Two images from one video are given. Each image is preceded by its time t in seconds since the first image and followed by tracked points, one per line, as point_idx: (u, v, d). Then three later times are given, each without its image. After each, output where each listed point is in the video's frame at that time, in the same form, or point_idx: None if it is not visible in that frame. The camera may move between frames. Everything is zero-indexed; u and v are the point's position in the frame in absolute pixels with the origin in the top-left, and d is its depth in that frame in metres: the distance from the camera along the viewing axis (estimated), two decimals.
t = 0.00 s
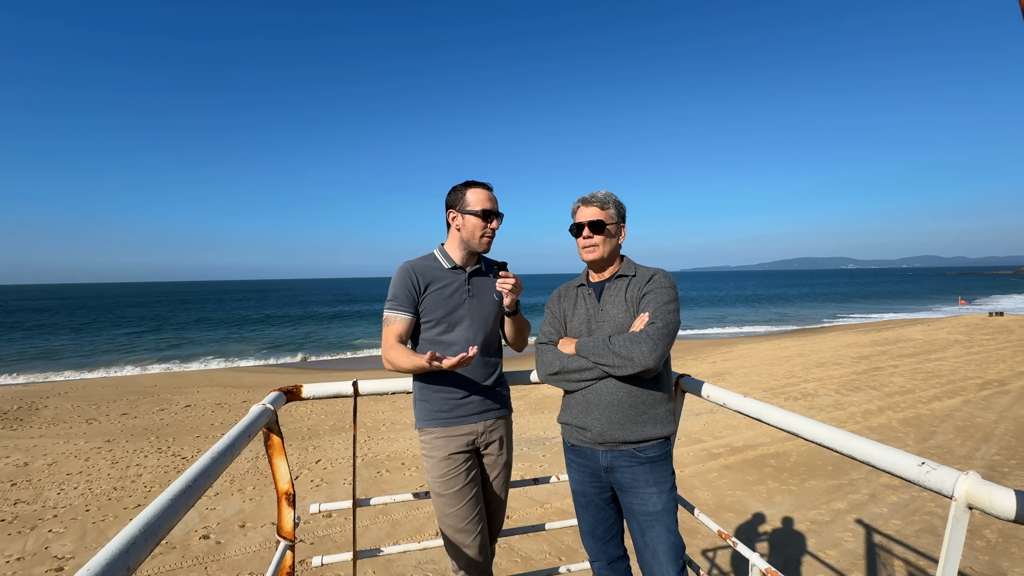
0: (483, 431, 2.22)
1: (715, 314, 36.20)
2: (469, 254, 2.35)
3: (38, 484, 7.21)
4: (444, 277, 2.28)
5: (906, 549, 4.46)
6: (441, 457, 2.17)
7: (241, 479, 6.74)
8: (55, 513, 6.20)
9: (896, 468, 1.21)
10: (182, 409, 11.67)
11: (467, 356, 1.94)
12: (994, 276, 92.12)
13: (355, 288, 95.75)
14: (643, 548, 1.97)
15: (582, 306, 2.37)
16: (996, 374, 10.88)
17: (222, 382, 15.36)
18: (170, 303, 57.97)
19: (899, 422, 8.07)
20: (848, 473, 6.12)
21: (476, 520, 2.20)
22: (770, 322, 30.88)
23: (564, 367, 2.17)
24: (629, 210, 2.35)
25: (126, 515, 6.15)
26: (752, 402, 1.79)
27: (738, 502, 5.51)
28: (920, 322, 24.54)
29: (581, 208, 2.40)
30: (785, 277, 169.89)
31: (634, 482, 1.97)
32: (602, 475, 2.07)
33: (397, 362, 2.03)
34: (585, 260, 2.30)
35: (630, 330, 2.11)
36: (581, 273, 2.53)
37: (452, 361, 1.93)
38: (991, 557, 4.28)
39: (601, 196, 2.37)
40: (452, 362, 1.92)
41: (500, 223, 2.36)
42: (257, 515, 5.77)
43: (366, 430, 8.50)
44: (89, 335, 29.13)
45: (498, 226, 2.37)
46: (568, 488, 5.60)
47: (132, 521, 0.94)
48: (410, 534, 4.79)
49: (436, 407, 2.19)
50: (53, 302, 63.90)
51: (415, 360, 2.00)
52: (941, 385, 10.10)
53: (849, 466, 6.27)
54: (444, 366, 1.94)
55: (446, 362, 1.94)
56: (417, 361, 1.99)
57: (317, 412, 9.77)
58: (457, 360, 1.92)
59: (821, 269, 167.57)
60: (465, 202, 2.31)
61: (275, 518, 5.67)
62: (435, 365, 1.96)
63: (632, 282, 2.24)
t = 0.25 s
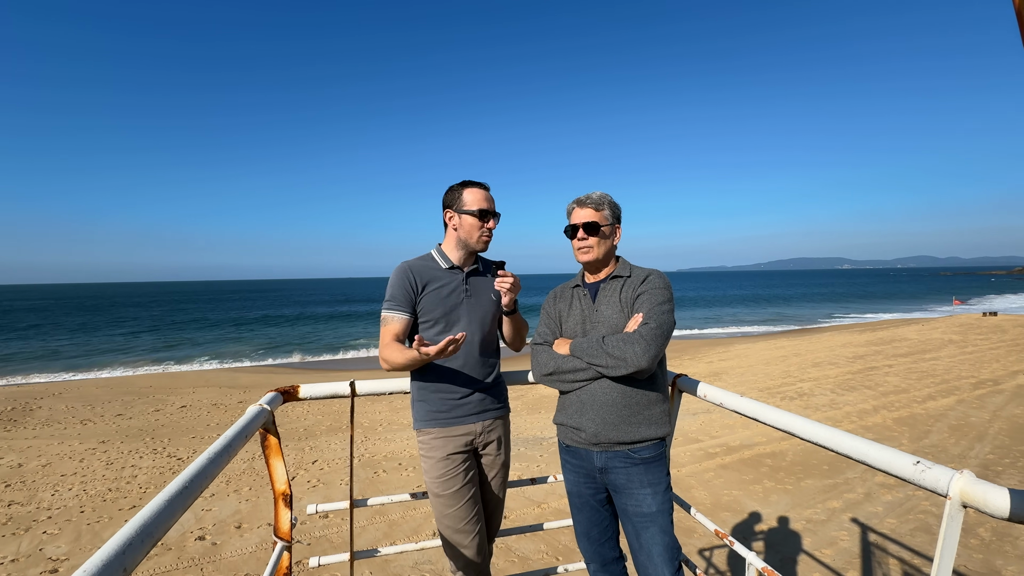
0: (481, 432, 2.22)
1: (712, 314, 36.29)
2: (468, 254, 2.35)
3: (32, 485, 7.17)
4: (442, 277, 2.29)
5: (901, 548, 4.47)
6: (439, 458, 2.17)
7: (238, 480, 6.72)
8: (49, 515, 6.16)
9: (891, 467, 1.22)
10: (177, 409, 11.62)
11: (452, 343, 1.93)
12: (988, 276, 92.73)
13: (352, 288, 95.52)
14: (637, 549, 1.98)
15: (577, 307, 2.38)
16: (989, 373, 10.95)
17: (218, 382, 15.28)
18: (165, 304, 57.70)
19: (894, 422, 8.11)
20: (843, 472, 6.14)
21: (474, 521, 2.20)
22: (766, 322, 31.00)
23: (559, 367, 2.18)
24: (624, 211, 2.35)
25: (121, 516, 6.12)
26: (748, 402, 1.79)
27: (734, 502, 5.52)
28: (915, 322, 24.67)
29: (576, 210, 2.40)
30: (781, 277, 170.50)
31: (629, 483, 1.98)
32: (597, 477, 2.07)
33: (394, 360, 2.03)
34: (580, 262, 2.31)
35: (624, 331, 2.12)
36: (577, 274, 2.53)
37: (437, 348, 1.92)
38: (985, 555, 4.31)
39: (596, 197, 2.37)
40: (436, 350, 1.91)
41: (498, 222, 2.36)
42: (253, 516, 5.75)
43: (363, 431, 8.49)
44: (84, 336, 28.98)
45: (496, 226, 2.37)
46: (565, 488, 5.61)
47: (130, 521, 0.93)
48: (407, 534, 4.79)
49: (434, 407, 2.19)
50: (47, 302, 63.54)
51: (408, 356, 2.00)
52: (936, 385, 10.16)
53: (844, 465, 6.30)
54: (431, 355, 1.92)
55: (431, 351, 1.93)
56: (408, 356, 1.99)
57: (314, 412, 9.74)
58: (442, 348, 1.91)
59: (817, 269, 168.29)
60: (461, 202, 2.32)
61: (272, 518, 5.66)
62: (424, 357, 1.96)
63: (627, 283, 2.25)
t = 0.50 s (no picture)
0: (479, 432, 2.22)
1: (708, 314, 36.39)
2: (464, 253, 2.36)
3: (27, 486, 7.13)
4: (441, 275, 2.31)
5: (896, 546, 4.50)
6: (437, 458, 2.17)
7: (234, 481, 6.70)
8: (44, 516, 6.13)
9: (885, 466, 1.23)
10: (172, 410, 11.57)
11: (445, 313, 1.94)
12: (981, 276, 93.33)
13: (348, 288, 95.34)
14: (634, 549, 1.98)
15: (574, 308, 2.39)
16: (983, 373, 11.03)
17: (214, 383, 15.23)
18: (161, 304, 57.43)
19: (889, 421, 8.16)
20: (839, 471, 6.17)
21: (473, 521, 2.20)
22: (763, 322, 31.13)
23: (556, 367, 2.19)
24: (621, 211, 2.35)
25: (116, 517, 6.09)
26: (744, 402, 1.80)
27: (731, 501, 5.55)
28: (910, 322, 24.80)
29: (573, 211, 2.42)
30: (777, 277, 171.10)
31: (626, 484, 1.99)
32: (594, 477, 2.08)
33: (390, 348, 2.02)
34: (576, 262, 2.32)
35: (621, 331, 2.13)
36: (574, 274, 2.54)
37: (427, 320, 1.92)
38: (979, 554, 4.34)
39: (593, 199, 2.38)
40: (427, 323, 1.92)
41: (487, 222, 2.34)
42: (250, 517, 5.74)
43: (360, 431, 8.48)
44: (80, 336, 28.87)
45: (487, 225, 2.36)
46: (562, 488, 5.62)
47: (128, 522, 0.94)
48: (404, 534, 4.79)
49: (432, 408, 2.19)
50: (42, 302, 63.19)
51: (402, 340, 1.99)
52: (930, 384, 10.23)
53: (840, 465, 6.34)
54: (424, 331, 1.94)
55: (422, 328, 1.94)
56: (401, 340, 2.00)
57: (311, 412, 9.73)
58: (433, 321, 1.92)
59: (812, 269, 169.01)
60: (452, 202, 2.34)
61: (268, 519, 5.65)
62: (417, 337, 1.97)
63: (623, 283, 2.26)
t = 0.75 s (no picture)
0: (473, 432, 2.22)
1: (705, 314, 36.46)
2: (461, 253, 2.36)
3: (21, 488, 7.09)
4: (439, 275, 2.32)
5: (892, 545, 4.53)
6: (432, 458, 2.17)
7: (230, 482, 6.68)
8: (39, 517, 6.10)
9: (881, 466, 1.24)
10: (168, 411, 11.52)
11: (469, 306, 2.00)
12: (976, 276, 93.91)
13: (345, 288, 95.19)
14: (632, 548, 1.99)
15: (572, 308, 2.39)
16: (978, 372, 11.10)
17: (210, 383, 15.17)
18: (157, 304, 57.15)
19: (885, 420, 8.20)
20: (835, 470, 6.20)
21: (467, 520, 2.21)
22: (759, 322, 31.25)
23: (554, 367, 2.19)
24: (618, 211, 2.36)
25: (111, 518, 6.06)
26: (742, 401, 1.81)
27: (727, 501, 5.57)
28: (905, 322, 24.95)
29: (570, 211, 2.43)
30: (773, 277, 171.66)
31: (624, 483, 1.99)
32: (592, 477, 2.08)
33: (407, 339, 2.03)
34: (574, 263, 2.32)
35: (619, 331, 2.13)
36: (572, 274, 2.54)
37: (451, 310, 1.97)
38: (974, 552, 4.36)
39: (590, 199, 2.39)
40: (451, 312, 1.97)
41: (481, 223, 2.34)
42: (246, 518, 5.72)
43: (357, 431, 8.47)
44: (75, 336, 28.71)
45: (481, 226, 2.35)
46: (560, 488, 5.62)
47: (125, 523, 0.94)
48: (401, 535, 4.78)
49: (427, 407, 2.19)
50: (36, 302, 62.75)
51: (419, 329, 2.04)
52: (925, 384, 10.29)
53: (836, 464, 6.36)
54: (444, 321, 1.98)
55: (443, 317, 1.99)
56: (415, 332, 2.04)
57: (308, 413, 9.71)
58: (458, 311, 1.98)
59: (808, 269, 169.61)
60: (447, 203, 2.35)
61: (265, 520, 5.63)
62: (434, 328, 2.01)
63: (621, 283, 2.26)
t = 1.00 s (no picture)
0: (470, 433, 2.22)
1: (702, 314, 36.56)
2: (461, 254, 2.37)
3: (16, 489, 7.05)
4: (436, 274, 2.32)
5: (887, 544, 4.55)
6: (429, 459, 2.18)
7: (227, 483, 6.67)
8: (34, 519, 6.07)
9: (874, 465, 1.25)
10: (164, 411, 11.48)
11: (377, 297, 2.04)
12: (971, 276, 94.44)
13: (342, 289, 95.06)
14: (630, 548, 1.99)
15: (570, 309, 2.40)
16: (973, 372, 11.17)
17: (207, 384, 15.12)
18: (153, 304, 56.94)
19: (880, 420, 8.24)
20: (831, 470, 6.23)
21: (465, 520, 2.21)
22: (755, 322, 31.36)
23: (551, 367, 2.20)
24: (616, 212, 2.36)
25: (107, 519, 6.04)
26: (737, 401, 1.82)
27: (724, 500, 5.59)
28: (900, 322, 25.07)
29: (567, 212, 2.43)
30: (770, 277, 172.20)
31: (621, 483, 2.00)
32: (589, 477, 2.09)
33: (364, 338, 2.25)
34: (570, 263, 2.33)
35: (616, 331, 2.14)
36: (569, 275, 2.55)
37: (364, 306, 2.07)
38: (969, 551, 4.39)
39: (587, 200, 2.40)
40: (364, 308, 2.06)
41: (484, 224, 2.34)
42: (243, 519, 5.71)
43: (354, 432, 8.46)
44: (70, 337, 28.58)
45: (484, 227, 2.35)
46: (557, 488, 5.63)
47: (121, 526, 0.93)
48: (399, 535, 4.78)
49: (423, 408, 2.20)
50: (31, 302, 62.44)
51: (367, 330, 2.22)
52: (920, 383, 10.35)
53: (832, 463, 6.39)
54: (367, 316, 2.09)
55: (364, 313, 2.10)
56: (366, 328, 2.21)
57: (305, 414, 9.68)
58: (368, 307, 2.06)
59: (805, 269, 170.21)
60: (450, 203, 2.35)
61: (261, 521, 5.62)
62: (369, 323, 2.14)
63: (618, 283, 2.27)
